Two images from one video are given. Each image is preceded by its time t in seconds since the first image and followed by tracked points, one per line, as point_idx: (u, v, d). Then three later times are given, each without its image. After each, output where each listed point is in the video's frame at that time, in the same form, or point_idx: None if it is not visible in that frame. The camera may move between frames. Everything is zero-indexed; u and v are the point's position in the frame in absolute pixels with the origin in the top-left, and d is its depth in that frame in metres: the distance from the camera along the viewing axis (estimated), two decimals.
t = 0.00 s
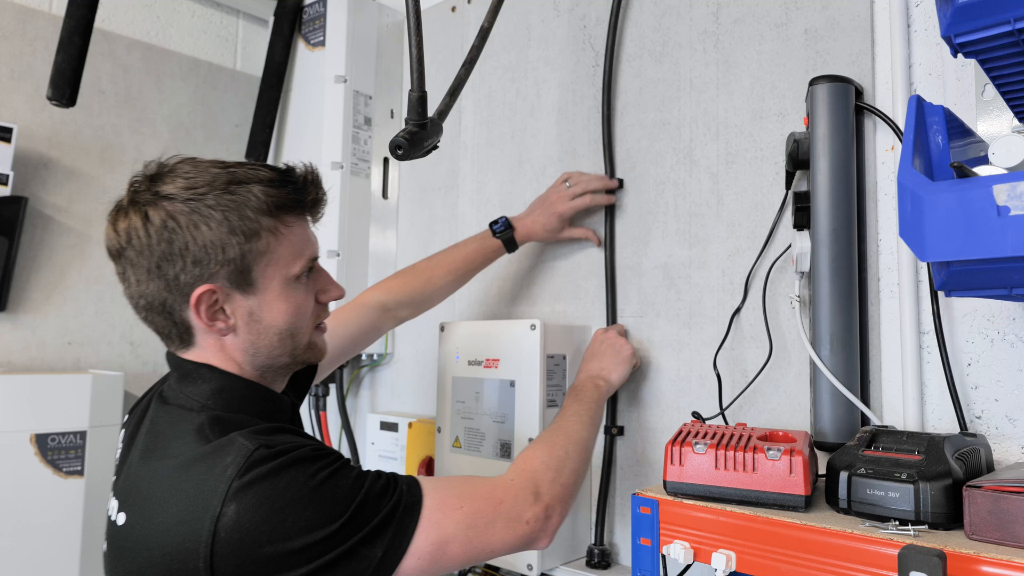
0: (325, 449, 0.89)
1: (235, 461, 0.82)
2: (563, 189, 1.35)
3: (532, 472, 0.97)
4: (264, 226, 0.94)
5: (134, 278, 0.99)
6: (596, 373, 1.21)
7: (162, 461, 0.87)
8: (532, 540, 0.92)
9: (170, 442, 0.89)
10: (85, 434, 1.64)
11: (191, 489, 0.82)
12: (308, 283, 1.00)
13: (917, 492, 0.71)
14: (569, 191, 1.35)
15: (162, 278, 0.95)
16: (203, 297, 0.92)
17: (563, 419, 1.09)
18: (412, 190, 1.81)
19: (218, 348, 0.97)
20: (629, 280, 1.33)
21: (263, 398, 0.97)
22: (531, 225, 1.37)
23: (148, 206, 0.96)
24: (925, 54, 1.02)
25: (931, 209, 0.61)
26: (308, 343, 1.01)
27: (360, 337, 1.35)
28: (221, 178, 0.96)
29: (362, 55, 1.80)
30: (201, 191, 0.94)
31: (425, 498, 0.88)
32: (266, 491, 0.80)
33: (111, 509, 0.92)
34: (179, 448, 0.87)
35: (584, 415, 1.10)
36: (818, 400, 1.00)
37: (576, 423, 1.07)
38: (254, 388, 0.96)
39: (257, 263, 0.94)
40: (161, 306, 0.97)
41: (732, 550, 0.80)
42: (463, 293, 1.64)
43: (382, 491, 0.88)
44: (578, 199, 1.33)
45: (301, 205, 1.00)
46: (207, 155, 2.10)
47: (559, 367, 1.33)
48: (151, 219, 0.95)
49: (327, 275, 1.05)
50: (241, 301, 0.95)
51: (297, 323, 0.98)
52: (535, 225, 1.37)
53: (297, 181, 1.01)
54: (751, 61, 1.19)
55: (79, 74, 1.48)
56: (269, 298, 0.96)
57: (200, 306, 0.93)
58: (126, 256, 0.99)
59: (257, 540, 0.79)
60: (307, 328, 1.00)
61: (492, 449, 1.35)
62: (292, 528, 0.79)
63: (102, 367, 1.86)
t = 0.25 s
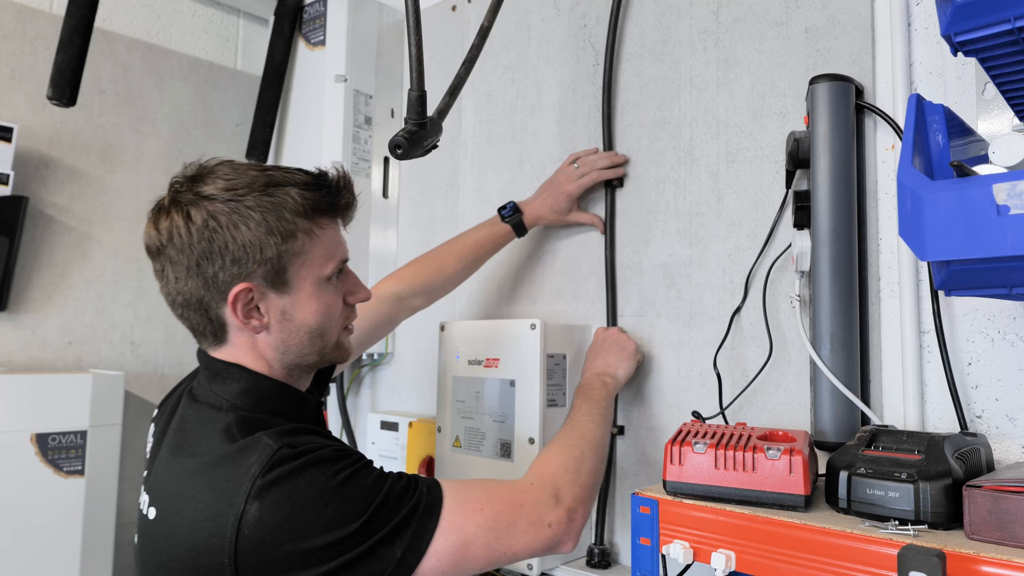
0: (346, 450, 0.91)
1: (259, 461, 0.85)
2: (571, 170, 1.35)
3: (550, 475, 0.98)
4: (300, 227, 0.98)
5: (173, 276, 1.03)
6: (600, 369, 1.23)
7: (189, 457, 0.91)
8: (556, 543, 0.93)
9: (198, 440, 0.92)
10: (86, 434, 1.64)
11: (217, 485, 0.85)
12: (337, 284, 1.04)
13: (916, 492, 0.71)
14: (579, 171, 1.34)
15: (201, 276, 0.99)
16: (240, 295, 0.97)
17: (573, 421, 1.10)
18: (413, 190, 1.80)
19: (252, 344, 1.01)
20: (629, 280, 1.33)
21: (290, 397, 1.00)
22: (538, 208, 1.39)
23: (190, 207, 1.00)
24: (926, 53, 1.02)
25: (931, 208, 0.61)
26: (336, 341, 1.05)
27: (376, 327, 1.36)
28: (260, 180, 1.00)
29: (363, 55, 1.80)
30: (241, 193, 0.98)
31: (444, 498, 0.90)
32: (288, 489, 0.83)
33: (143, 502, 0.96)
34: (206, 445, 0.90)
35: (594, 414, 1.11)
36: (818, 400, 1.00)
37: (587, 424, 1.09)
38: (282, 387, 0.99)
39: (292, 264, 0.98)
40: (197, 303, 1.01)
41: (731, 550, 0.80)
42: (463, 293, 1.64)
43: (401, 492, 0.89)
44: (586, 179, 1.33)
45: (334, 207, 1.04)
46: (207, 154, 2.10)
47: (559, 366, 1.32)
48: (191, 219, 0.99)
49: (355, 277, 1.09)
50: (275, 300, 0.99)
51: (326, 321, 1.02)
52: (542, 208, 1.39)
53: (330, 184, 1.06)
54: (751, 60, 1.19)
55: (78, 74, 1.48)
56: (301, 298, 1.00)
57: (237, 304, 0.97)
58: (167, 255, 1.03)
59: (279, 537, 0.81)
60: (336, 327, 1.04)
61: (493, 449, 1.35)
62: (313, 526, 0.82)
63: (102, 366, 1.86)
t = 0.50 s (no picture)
0: (360, 456, 0.92)
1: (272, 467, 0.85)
2: (572, 165, 1.36)
3: (557, 483, 0.98)
4: (318, 233, 0.99)
5: (194, 282, 1.04)
6: (598, 371, 1.24)
7: (206, 463, 0.91)
8: (567, 551, 0.94)
9: (214, 444, 0.93)
10: (85, 434, 1.64)
11: (231, 491, 0.86)
12: (354, 288, 1.05)
13: (912, 492, 0.72)
14: (581, 168, 1.35)
15: (222, 282, 1.00)
16: (260, 300, 0.97)
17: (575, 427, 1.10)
18: (412, 190, 1.80)
19: (271, 349, 1.02)
20: (627, 280, 1.33)
21: (308, 401, 1.01)
22: (543, 203, 1.39)
23: (210, 214, 1.01)
24: (923, 54, 1.02)
25: (926, 209, 0.61)
26: (353, 345, 1.06)
27: (389, 325, 1.38)
28: (278, 187, 1.01)
29: (362, 55, 1.80)
30: (260, 200, 0.99)
31: (456, 506, 0.90)
32: (302, 496, 0.84)
33: (161, 505, 0.97)
34: (222, 451, 0.91)
35: (595, 419, 1.12)
36: (816, 400, 1.00)
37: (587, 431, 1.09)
38: (299, 391, 1.00)
39: (310, 269, 0.99)
40: (218, 309, 1.02)
41: (728, 550, 0.80)
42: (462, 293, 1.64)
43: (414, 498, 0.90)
44: (586, 173, 1.34)
45: (351, 213, 1.05)
46: (207, 154, 2.10)
47: (557, 367, 1.33)
48: (212, 226, 1.00)
49: (370, 281, 1.10)
50: (294, 305, 1.00)
51: (343, 325, 1.03)
52: (546, 204, 1.38)
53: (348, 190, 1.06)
54: (748, 60, 1.19)
55: (78, 74, 1.48)
56: (318, 302, 1.01)
57: (258, 309, 0.98)
58: (188, 261, 1.04)
59: (293, 543, 0.82)
60: (353, 331, 1.05)
61: (491, 449, 1.35)
62: (326, 533, 0.83)
63: (101, 366, 1.86)
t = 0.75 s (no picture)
0: (353, 459, 0.93)
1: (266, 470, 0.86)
2: (567, 170, 1.37)
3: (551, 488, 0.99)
4: (310, 242, 0.99)
5: (187, 286, 1.05)
6: (593, 365, 1.23)
7: (201, 465, 0.93)
8: (561, 558, 0.97)
9: (209, 447, 0.94)
10: (81, 435, 1.64)
11: (226, 493, 0.87)
12: (346, 296, 1.04)
13: (907, 494, 0.72)
14: (577, 171, 1.35)
15: (212, 287, 1.01)
16: (249, 307, 0.98)
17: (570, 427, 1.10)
18: (408, 192, 1.80)
19: (260, 354, 1.02)
20: (624, 282, 1.33)
21: (299, 405, 1.01)
22: (539, 208, 1.39)
23: (204, 219, 1.02)
24: (918, 57, 1.03)
25: (920, 213, 0.62)
26: (343, 353, 1.06)
27: (386, 331, 1.38)
28: (272, 194, 1.01)
29: (359, 57, 1.80)
30: (253, 207, 0.99)
31: (450, 510, 0.92)
32: (295, 499, 0.85)
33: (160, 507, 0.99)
34: (217, 453, 0.92)
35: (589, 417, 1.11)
36: (811, 402, 1.00)
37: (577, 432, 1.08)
38: (291, 395, 1.00)
39: (301, 278, 0.99)
40: (208, 313, 1.03)
41: (724, 552, 0.80)
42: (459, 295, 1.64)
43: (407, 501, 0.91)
44: (583, 177, 1.34)
45: (345, 222, 1.05)
46: (203, 155, 2.10)
47: (554, 368, 1.33)
48: (205, 232, 1.01)
49: (364, 289, 1.09)
50: (284, 311, 1.00)
51: (334, 333, 1.03)
52: (541, 209, 1.39)
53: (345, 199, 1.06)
54: (745, 63, 1.19)
55: (74, 75, 1.48)
56: (308, 310, 1.00)
57: (246, 315, 0.98)
58: (182, 264, 1.05)
59: (287, 545, 0.84)
60: (344, 339, 1.05)
61: (487, 450, 1.35)
62: (320, 535, 0.84)
63: (97, 367, 1.86)
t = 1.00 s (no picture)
0: (344, 484, 0.89)
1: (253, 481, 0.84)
2: (566, 177, 1.37)
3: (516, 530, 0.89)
4: (300, 242, 0.99)
5: (177, 283, 1.05)
6: (540, 377, 0.99)
7: (190, 464, 0.92)
8: None
9: (201, 448, 0.93)
10: (78, 437, 1.63)
11: (212, 498, 0.86)
12: (336, 297, 1.03)
13: (905, 494, 0.72)
14: (573, 176, 1.36)
15: (202, 285, 1.01)
16: (238, 305, 0.98)
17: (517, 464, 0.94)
18: (406, 193, 1.80)
19: (249, 353, 1.02)
20: (622, 283, 1.33)
21: (290, 407, 1.00)
22: (536, 215, 1.39)
23: (195, 218, 1.02)
24: (915, 59, 1.03)
25: (917, 214, 0.62)
26: (333, 355, 1.04)
27: (382, 335, 1.39)
28: (263, 194, 1.01)
29: (357, 58, 1.80)
30: (244, 206, 0.99)
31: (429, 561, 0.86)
32: (276, 517, 0.82)
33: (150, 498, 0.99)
34: (207, 454, 0.91)
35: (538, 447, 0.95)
36: (809, 403, 1.00)
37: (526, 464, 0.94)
38: (281, 395, 0.99)
39: (290, 276, 0.98)
40: (198, 310, 1.03)
41: (722, 553, 0.81)
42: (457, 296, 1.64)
43: (391, 543, 0.85)
44: (580, 182, 1.35)
45: (337, 223, 1.04)
46: (201, 156, 2.10)
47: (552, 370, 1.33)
48: (195, 230, 1.01)
49: (355, 290, 1.08)
50: (272, 310, 1.00)
51: (323, 334, 1.01)
52: (539, 216, 1.39)
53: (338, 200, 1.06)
54: (742, 65, 1.19)
55: (72, 76, 1.48)
56: (298, 309, 1.00)
57: (235, 313, 0.98)
58: (172, 262, 1.05)
59: (260, 565, 0.81)
60: (333, 340, 1.04)
61: (486, 452, 1.35)
62: (293, 562, 0.81)
63: (95, 369, 1.85)
